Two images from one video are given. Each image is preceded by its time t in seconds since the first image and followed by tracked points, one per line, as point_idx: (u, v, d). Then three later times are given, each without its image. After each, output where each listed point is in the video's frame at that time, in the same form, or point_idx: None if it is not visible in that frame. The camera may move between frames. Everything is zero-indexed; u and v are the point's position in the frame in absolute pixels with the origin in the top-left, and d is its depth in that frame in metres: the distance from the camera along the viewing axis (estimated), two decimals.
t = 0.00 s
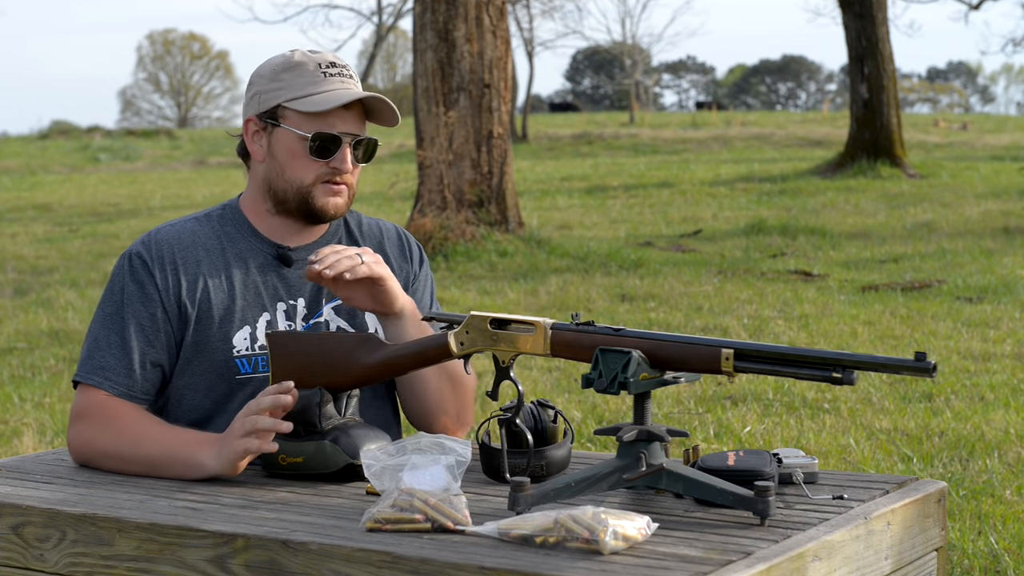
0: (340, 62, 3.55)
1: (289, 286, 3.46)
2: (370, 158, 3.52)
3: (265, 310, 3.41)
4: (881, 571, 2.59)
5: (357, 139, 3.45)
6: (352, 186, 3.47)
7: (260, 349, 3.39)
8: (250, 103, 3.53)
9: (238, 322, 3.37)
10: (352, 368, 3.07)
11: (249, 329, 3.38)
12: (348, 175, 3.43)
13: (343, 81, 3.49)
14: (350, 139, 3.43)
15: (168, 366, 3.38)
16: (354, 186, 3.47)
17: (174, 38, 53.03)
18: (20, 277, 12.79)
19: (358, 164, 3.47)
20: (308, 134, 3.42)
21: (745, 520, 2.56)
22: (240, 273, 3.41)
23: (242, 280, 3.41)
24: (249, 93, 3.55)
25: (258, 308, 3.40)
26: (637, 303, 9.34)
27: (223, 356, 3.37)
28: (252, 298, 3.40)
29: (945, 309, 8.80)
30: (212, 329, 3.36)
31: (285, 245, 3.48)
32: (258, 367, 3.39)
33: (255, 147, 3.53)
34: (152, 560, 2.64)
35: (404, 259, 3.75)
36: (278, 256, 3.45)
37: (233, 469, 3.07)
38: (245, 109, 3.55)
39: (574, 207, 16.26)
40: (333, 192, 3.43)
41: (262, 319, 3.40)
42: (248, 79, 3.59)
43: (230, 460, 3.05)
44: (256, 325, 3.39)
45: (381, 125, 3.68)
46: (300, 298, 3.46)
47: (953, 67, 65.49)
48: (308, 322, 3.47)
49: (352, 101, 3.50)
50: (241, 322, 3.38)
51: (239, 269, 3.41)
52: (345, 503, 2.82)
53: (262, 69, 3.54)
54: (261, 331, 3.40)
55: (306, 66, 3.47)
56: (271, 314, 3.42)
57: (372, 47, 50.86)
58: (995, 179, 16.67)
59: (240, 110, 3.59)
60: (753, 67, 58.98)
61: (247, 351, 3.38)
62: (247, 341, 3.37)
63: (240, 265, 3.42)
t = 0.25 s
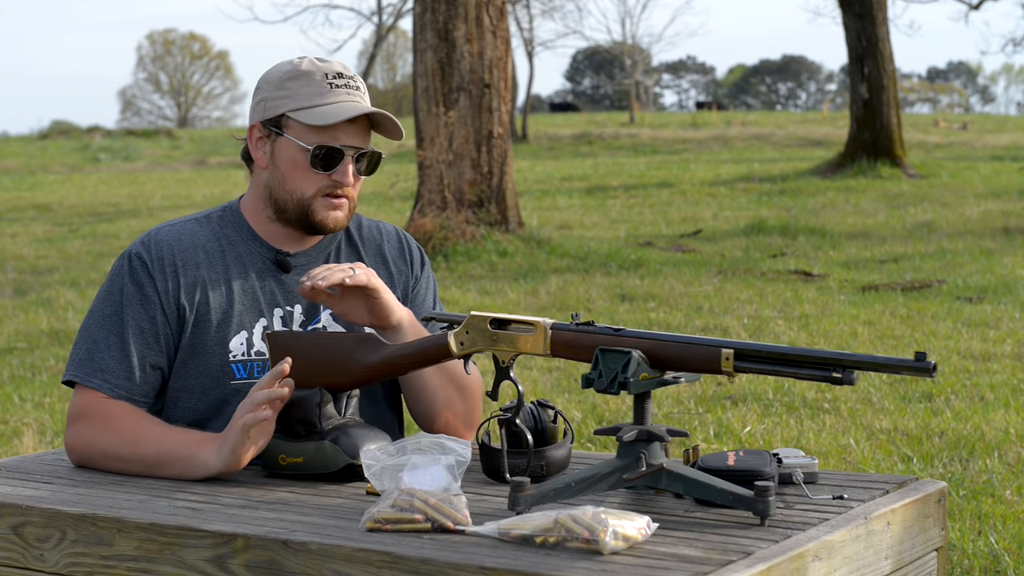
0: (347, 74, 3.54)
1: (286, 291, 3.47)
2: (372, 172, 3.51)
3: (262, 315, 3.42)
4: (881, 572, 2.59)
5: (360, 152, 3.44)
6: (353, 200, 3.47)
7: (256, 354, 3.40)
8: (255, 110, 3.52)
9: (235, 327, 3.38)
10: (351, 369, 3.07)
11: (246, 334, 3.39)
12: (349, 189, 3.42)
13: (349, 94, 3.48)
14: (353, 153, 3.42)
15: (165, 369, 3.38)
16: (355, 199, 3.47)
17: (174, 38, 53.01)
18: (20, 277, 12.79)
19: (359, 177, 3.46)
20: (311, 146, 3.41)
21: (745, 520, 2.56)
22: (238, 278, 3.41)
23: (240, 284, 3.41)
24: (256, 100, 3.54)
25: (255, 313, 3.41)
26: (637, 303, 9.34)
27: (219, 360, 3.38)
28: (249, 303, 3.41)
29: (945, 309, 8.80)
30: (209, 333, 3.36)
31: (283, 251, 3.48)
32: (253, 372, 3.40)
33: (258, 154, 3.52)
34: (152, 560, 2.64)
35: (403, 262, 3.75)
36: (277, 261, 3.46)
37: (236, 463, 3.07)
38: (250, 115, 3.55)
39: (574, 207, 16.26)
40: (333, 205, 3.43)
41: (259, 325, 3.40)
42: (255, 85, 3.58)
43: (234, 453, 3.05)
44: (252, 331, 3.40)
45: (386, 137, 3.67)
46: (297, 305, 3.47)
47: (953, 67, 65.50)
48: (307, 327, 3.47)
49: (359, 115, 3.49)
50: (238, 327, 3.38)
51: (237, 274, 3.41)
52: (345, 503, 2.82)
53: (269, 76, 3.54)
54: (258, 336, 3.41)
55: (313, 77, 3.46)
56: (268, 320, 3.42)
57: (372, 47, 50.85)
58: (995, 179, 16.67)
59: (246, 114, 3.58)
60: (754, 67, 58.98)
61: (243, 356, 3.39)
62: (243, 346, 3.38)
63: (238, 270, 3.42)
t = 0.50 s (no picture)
0: (350, 73, 3.54)
1: (287, 291, 3.47)
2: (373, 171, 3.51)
3: (263, 315, 3.42)
4: (881, 572, 2.59)
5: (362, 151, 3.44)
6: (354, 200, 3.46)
7: (257, 353, 3.40)
8: (257, 109, 3.52)
9: (236, 326, 3.38)
10: (352, 368, 3.08)
11: (247, 334, 3.40)
12: (349, 189, 3.41)
13: (351, 93, 3.48)
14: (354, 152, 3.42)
15: (166, 368, 3.39)
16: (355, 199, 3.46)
17: (174, 38, 53.00)
18: (20, 277, 12.80)
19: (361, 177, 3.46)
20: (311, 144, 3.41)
21: (745, 519, 2.56)
22: (239, 277, 3.42)
23: (241, 285, 3.41)
24: (258, 98, 3.54)
25: (256, 313, 3.41)
26: (637, 303, 9.34)
27: (220, 360, 3.38)
28: (250, 302, 3.41)
29: (945, 309, 8.80)
30: (209, 333, 3.36)
31: (283, 250, 3.48)
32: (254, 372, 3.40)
33: (261, 153, 3.52)
34: (152, 561, 2.64)
35: (405, 261, 3.74)
36: (278, 261, 3.47)
37: (236, 459, 3.06)
38: (253, 113, 3.55)
39: (574, 207, 16.26)
40: (333, 204, 3.42)
41: (260, 324, 3.41)
42: (258, 84, 3.58)
43: (233, 449, 3.04)
44: (253, 330, 3.40)
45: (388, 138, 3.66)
46: (298, 305, 3.47)
47: (954, 67, 65.48)
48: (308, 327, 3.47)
49: (360, 114, 3.48)
50: (239, 327, 3.39)
51: (237, 274, 3.42)
52: (345, 503, 2.82)
53: (272, 75, 3.53)
54: (259, 336, 3.42)
55: (315, 76, 3.46)
56: (269, 319, 3.43)
57: (372, 47, 50.84)
58: (995, 179, 16.67)
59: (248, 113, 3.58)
60: (753, 67, 58.99)
61: (244, 356, 3.39)
62: (244, 346, 3.38)
63: (239, 270, 3.43)
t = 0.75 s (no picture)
0: (360, 76, 3.53)
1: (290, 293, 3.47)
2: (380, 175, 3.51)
3: (266, 317, 3.42)
4: (881, 572, 2.59)
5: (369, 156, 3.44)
6: (359, 203, 3.46)
7: (260, 355, 3.41)
8: (267, 108, 3.52)
9: (239, 328, 3.38)
10: (352, 369, 3.08)
11: (250, 336, 3.40)
12: (355, 193, 3.41)
13: (361, 96, 3.47)
14: (361, 156, 3.42)
15: (169, 369, 3.39)
16: (360, 203, 3.47)
17: (174, 38, 53.01)
18: (20, 277, 12.79)
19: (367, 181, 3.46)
20: (319, 146, 3.41)
21: (745, 520, 2.56)
22: (242, 279, 3.42)
23: (244, 286, 3.41)
24: (269, 97, 3.54)
25: (259, 315, 3.41)
26: (637, 303, 9.34)
27: (223, 361, 3.38)
28: (253, 304, 3.41)
29: (945, 309, 8.80)
30: (212, 334, 3.37)
31: (287, 251, 3.48)
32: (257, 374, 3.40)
33: (268, 152, 3.52)
34: (152, 560, 2.64)
35: (406, 262, 3.73)
36: (281, 262, 3.46)
37: (236, 458, 3.07)
38: (262, 112, 3.55)
39: (574, 207, 16.26)
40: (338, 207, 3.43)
41: (263, 326, 3.41)
42: (269, 82, 3.57)
43: (233, 447, 3.04)
44: (256, 332, 3.41)
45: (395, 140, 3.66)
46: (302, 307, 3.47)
47: (954, 67, 65.48)
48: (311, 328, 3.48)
49: (369, 118, 3.49)
50: (242, 329, 3.39)
51: (240, 275, 3.42)
52: (345, 502, 2.82)
53: (283, 75, 3.53)
54: (262, 337, 3.42)
55: (326, 78, 3.46)
56: (272, 321, 3.43)
57: (372, 48, 50.83)
58: (995, 179, 16.66)
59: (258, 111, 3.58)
60: (753, 68, 58.97)
61: (247, 358, 3.39)
62: (247, 348, 3.38)
63: (243, 272, 3.43)
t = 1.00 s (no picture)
0: (361, 77, 3.53)
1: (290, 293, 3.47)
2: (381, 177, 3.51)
3: (266, 317, 3.42)
4: (881, 572, 2.59)
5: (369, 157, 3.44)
6: (359, 205, 3.46)
7: (259, 356, 3.41)
8: (268, 109, 3.52)
9: (239, 329, 3.39)
10: (352, 369, 3.08)
11: (249, 336, 3.40)
12: (356, 194, 3.41)
13: (362, 98, 3.47)
14: (362, 157, 3.42)
15: (168, 369, 3.39)
16: (361, 204, 3.46)
17: (174, 38, 53.01)
18: (20, 277, 12.79)
19: (367, 182, 3.46)
20: (320, 148, 3.41)
21: (744, 520, 2.56)
22: (242, 279, 3.42)
23: (244, 286, 3.41)
24: (270, 98, 3.53)
25: (258, 316, 3.42)
26: (637, 303, 9.34)
27: (222, 362, 3.39)
28: (253, 305, 3.41)
29: (945, 309, 8.80)
30: (212, 335, 3.37)
31: (286, 251, 3.48)
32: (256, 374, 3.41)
33: (269, 154, 3.52)
34: (152, 561, 2.64)
35: (406, 262, 3.73)
36: (281, 263, 3.46)
37: (236, 458, 3.07)
38: (264, 113, 3.54)
39: (574, 207, 16.26)
40: (339, 209, 3.43)
41: (263, 327, 3.41)
42: (270, 84, 3.57)
43: (233, 448, 3.05)
44: (256, 333, 3.41)
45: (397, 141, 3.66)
46: (301, 307, 3.48)
47: (954, 67, 65.45)
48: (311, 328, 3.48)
49: (369, 120, 3.48)
50: (242, 329, 3.39)
51: (240, 275, 3.42)
52: (345, 503, 2.82)
53: (285, 76, 3.53)
54: (261, 338, 3.42)
55: (327, 79, 3.45)
56: (272, 321, 3.43)
57: (371, 48, 50.83)
58: (995, 179, 16.66)
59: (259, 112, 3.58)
60: (753, 67, 58.96)
61: (246, 358, 3.40)
62: (247, 349, 3.39)
63: (242, 272, 3.43)
